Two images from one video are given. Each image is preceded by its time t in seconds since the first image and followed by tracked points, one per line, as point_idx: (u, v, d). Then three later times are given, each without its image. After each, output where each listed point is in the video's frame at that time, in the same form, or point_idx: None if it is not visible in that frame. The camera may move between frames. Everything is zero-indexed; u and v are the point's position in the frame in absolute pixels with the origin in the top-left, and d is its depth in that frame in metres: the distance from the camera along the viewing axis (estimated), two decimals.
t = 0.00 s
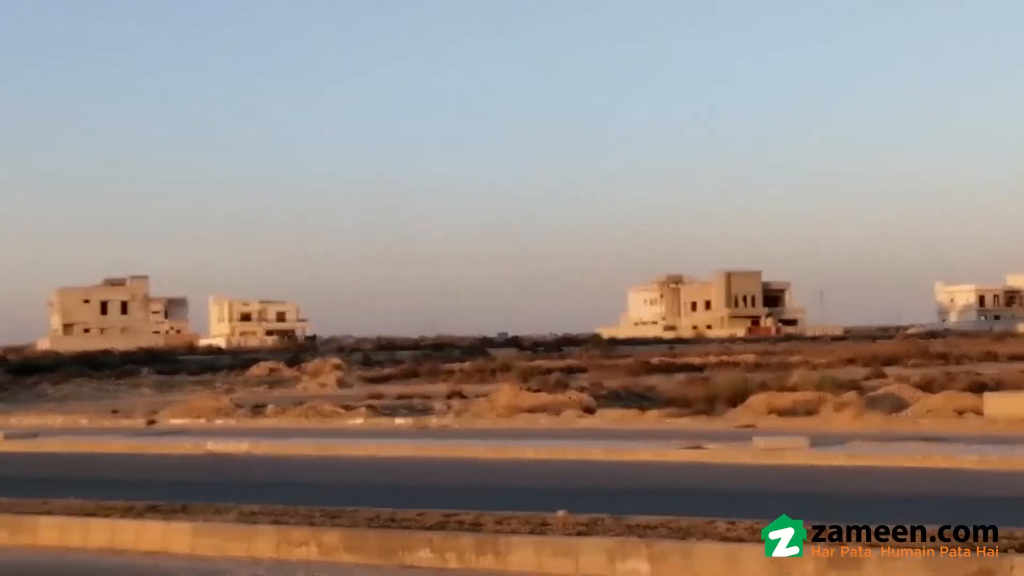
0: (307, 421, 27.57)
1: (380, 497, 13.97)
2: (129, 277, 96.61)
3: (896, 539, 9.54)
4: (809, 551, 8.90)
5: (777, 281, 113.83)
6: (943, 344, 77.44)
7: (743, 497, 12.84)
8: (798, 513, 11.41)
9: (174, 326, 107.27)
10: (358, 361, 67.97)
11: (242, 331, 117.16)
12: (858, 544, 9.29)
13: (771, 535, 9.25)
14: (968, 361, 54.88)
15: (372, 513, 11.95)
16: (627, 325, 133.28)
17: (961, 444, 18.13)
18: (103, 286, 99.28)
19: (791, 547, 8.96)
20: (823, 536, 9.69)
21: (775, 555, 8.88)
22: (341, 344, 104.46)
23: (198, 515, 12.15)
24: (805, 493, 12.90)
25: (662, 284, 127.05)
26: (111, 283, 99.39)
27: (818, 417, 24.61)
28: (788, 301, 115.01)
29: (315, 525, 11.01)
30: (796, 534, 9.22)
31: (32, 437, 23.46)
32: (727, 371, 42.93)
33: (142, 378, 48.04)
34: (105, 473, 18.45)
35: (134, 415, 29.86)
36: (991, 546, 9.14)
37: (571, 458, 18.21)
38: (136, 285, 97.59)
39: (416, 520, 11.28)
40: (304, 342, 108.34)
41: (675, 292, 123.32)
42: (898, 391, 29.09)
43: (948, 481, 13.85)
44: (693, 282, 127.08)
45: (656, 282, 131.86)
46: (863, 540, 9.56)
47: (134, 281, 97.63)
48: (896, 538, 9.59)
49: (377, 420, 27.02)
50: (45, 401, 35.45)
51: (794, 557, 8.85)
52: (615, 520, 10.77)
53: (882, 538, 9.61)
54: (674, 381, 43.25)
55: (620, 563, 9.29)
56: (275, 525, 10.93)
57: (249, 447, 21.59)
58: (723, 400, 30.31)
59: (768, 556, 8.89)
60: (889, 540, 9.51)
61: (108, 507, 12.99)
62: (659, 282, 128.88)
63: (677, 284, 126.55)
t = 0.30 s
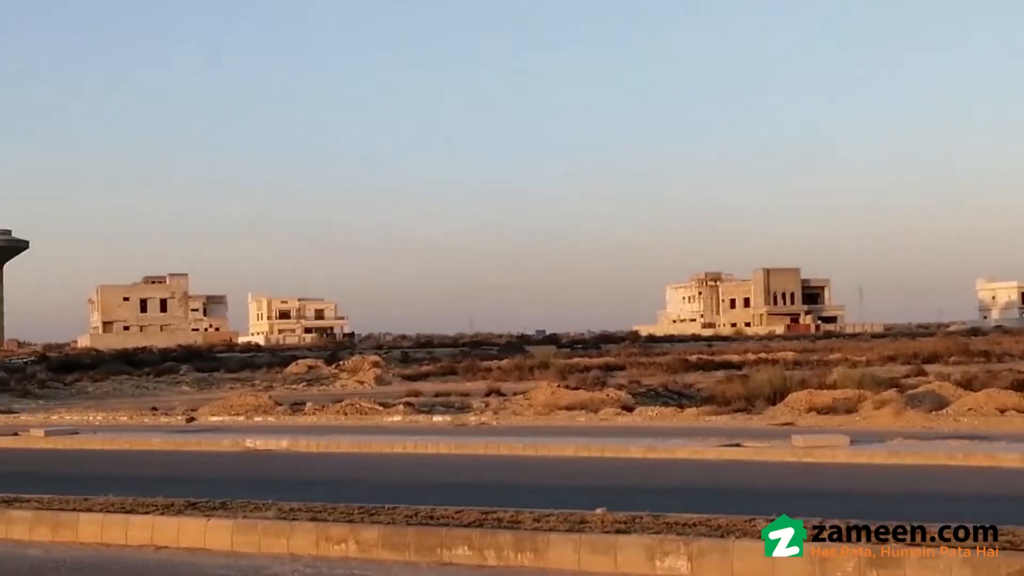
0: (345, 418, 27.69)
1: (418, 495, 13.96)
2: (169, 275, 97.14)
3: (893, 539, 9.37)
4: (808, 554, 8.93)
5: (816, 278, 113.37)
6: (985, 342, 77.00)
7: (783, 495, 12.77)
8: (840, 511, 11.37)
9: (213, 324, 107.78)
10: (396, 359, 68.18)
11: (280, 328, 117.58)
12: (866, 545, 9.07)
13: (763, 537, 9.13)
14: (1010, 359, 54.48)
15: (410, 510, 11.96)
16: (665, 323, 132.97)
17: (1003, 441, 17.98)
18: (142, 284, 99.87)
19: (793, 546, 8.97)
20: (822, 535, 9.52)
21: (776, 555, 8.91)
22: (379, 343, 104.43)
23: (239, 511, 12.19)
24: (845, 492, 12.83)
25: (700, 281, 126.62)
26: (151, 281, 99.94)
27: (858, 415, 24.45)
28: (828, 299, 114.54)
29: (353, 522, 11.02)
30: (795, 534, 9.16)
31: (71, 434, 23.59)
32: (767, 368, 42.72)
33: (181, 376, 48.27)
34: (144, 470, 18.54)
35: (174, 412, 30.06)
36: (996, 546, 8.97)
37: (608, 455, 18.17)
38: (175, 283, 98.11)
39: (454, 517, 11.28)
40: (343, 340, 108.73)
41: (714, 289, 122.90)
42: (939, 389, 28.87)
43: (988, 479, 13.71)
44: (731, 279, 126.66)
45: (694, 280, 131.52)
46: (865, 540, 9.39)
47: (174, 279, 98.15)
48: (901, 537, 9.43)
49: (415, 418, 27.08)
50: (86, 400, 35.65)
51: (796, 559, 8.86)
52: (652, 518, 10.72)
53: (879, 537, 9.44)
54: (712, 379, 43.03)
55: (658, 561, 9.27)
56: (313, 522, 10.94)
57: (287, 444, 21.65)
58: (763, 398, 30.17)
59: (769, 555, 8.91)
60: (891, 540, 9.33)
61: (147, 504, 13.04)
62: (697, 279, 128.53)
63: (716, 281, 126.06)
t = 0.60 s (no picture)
0: (383, 416, 27.75)
1: (458, 492, 13.96)
2: (208, 272, 97.57)
3: (895, 539, 9.28)
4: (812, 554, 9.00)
5: (856, 276, 112.82)
6: None
7: (823, 494, 12.71)
8: (882, 510, 11.32)
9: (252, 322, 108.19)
10: (434, 356, 68.24)
11: (319, 325, 117.91)
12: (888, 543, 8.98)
13: (758, 538, 9.15)
14: None
15: (448, 507, 11.98)
16: (703, 321, 132.54)
17: None
18: (182, 281, 100.35)
19: (793, 545, 9.01)
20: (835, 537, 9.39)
21: (776, 554, 8.95)
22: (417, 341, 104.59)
23: (278, 508, 12.23)
24: (887, 492, 12.75)
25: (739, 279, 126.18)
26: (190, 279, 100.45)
27: (899, 414, 24.29)
28: (868, 297, 113.97)
29: (392, 519, 11.04)
30: (798, 532, 9.20)
31: (113, 431, 23.72)
32: (806, 367, 42.47)
33: (221, 373, 48.57)
34: (183, 466, 18.64)
35: (213, 409, 30.19)
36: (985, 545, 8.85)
37: (647, 453, 18.13)
38: (215, 281, 98.56)
39: (493, 514, 11.28)
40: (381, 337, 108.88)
41: (753, 287, 122.45)
42: (981, 387, 28.64)
43: None
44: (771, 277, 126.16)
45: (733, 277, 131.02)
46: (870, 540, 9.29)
47: (214, 276, 98.61)
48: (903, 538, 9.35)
49: (452, 415, 27.09)
50: (126, 396, 35.83)
51: (799, 557, 8.92)
52: (691, 516, 10.68)
53: (879, 538, 9.37)
54: (750, 377, 42.93)
55: (698, 559, 9.21)
56: (352, 519, 10.97)
57: (325, 441, 21.71)
58: (802, 396, 30.01)
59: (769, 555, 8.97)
60: (891, 540, 9.26)
61: (186, 500, 13.08)
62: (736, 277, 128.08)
63: (755, 279, 125.59)
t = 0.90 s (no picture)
0: (432, 413, 27.86)
1: (505, 489, 13.97)
2: (258, 270, 98.06)
3: (894, 538, 9.24)
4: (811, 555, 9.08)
5: (908, 274, 112.09)
6: None
7: (872, 492, 12.63)
8: (932, 508, 11.23)
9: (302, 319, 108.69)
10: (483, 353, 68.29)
11: (368, 323, 118.27)
12: (929, 543, 8.91)
13: (758, 539, 9.19)
14: None
15: (496, 504, 12.02)
16: (753, 318, 131.98)
17: None
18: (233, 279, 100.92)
19: (795, 546, 9.07)
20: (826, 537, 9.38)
21: (777, 554, 9.02)
22: (467, 337, 104.60)
23: (328, 505, 12.30)
24: (935, 490, 12.66)
25: (789, 276, 125.58)
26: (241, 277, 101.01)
27: (951, 412, 24.07)
28: (919, 294, 113.22)
29: (439, 516, 11.07)
30: (796, 533, 9.21)
31: (163, 428, 23.90)
32: (859, 364, 42.21)
33: (272, 369, 48.81)
34: (233, 462, 18.78)
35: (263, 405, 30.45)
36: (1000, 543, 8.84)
37: (695, 451, 18.08)
38: (265, 278, 99.04)
39: (541, 512, 11.28)
40: (430, 334, 109.20)
41: (803, 285, 121.86)
42: None
43: None
44: (821, 275, 125.52)
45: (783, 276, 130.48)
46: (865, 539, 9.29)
47: (264, 273, 99.16)
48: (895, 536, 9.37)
49: (501, 413, 27.14)
50: (177, 393, 36.09)
51: (798, 560, 8.99)
52: (741, 515, 10.65)
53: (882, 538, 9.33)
54: (799, 374, 42.66)
55: (746, 558, 9.16)
56: (400, 516, 11.01)
57: (375, 438, 21.80)
58: (853, 394, 29.84)
59: (771, 555, 9.04)
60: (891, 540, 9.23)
61: (235, 496, 13.17)
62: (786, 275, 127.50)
63: (805, 277, 124.98)
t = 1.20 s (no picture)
0: (472, 411, 27.91)
1: (545, 487, 13.98)
2: (299, 268, 98.20)
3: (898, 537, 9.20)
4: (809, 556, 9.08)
5: (950, 272, 111.45)
6: None
7: (915, 491, 12.55)
8: (975, 508, 11.13)
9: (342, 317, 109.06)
10: (522, 351, 68.32)
11: (408, 321, 118.52)
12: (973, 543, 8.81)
13: (758, 539, 9.23)
14: None
15: (537, 502, 12.00)
16: (794, 316, 131.42)
17: None
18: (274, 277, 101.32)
19: (794, 546, 9.09)
20: (824, 536, 9.31)
21: (775, 554, 9.09)
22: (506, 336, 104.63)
23: (367, 502, 12.33)
24: (976, 489, 12.56)
25: (830, 274, 124.97)
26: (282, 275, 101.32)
27: (994, 411, 23.90)
28: (961, 293, 112.50)
29: (479, 514, 11.08)
30: (795, 533, 9.18)
31: (205, 425, 24.02)
32: (901, 363, 41.95)
33: (312, 368, 48.99)
34: (273, 460, 18.86)
35: (305, 403, 30.59)
36: (1011, 543, 8.79)
37: (736, 449, 18.02)
38: (305, 277, 99.18)
39: (580, 510, 11.27)
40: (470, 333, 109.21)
41: (844, 283, 121.28)
42: None
43: None
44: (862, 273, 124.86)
45: (823, 274, 129.81)
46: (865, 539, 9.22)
47: (304, 272, 99.53)
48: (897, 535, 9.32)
49: (541, 410, 27.17)
50: (217, 391, 36.32)
51: (797, 560, 9.02)
52: (782, 514, 10.60)
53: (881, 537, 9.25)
54: (841, 373, 42.44)
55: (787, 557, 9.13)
56: (440, 514, 11.03)
57: (415, 436, 21.85)
58: (894, 393, 29.69)
59: (769, 555, 9.11)
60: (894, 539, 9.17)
61: (276, 494, 13.22)
62: (826, 273, 126.87)
63: (846, 275, 124.33)
